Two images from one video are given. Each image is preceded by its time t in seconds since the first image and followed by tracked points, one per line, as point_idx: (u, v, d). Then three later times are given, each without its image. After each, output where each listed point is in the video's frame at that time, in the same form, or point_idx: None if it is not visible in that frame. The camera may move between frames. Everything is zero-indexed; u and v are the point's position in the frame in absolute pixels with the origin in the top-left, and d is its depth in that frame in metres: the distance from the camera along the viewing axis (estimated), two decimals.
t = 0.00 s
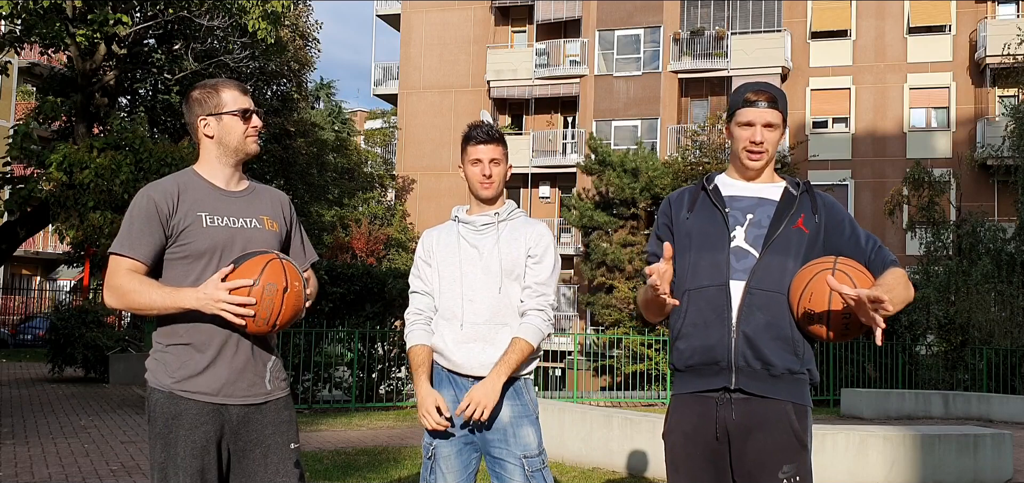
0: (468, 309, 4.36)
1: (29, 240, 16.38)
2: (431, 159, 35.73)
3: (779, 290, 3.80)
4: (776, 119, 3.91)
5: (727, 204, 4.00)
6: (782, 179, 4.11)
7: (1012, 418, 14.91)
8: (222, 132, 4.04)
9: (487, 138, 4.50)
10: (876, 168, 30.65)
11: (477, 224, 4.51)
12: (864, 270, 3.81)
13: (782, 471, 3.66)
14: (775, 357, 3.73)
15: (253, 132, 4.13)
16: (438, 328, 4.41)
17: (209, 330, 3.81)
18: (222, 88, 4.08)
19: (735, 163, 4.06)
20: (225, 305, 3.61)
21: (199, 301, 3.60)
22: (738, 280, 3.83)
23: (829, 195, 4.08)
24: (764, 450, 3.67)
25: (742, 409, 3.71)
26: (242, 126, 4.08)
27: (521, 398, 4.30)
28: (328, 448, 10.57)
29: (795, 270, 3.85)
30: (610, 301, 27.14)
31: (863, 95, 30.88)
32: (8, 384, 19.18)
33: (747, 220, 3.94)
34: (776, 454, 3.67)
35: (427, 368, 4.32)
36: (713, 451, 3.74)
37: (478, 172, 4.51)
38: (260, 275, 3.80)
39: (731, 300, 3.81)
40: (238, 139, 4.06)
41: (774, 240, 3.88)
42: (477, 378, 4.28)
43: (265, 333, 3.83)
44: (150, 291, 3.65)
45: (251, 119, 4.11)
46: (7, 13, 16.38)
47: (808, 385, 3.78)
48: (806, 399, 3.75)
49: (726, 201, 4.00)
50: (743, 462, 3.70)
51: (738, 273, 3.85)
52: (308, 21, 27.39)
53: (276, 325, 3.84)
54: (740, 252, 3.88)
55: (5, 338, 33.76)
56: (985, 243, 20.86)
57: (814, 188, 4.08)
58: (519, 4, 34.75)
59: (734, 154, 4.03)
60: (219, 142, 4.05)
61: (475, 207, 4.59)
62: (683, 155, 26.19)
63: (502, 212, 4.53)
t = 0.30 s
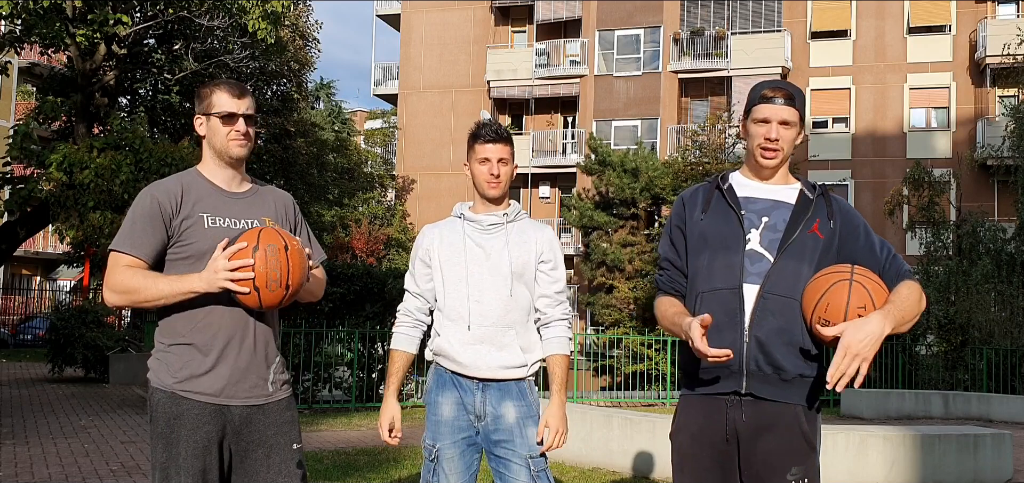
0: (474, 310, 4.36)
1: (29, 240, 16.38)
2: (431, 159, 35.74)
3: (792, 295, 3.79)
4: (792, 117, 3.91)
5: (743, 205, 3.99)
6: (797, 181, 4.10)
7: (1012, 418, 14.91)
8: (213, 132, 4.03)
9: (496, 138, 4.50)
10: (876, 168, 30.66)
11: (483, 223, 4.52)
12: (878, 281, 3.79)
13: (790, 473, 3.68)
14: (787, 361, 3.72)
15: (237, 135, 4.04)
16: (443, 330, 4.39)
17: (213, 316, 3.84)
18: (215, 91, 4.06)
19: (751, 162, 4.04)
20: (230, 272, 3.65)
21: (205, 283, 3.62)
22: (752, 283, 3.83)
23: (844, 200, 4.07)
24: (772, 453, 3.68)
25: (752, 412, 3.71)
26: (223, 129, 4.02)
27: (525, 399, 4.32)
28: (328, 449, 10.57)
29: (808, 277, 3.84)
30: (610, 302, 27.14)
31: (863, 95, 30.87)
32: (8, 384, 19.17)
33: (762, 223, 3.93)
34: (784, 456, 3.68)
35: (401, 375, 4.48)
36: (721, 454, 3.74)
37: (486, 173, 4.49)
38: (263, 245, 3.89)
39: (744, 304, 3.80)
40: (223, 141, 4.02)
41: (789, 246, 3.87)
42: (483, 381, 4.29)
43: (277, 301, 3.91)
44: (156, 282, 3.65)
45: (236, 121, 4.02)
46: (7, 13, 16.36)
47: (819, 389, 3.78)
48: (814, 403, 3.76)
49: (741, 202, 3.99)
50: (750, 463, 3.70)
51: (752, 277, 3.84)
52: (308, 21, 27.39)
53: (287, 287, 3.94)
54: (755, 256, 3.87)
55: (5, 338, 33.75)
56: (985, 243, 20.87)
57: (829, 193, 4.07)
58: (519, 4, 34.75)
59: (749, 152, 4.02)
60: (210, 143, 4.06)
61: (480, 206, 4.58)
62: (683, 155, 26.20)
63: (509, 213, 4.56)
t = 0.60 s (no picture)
0: (473, 311, 4.36)
1: (29, 240, 16.38)
2: (431, 159, 35.75)
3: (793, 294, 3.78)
4: (797, 112, 3.92)
5: (747, 205, 3.99)
6: (805, 181, 4.08)
7: (1012, 418, 14.91)
8: (210, 133, 4.03)
9: (495, 139, 4.50)
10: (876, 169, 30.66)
11: (483, 223, 4.51)
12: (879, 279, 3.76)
13: (790, 473, 3.68)
14: (787, 361, 3.72)
15: (231, 136, 4.04)
16: (442, 331, 4.39)
17: (211, 318, 3.84)
18: (211, 92, 4.06)
19: (757, 160, 4.05)
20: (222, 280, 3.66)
21: (201, 284, 3.64)
22: (753, 283, 3.83)
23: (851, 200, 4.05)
24: (772, 454, 3.68)
25: (751, 412, 3.71)
26: (216, 131, 4.02)
27: (523, 400, 4.32)
28: (328, 448, 10.57)
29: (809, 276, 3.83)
30: (610, 302, 27.13)
31: (863, 95, 30.87)
32: (8, 384, 19.17)
33: (765, 223, 3.93)
34: (784, 457, 3.68)
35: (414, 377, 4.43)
36: (721, 454, 3.74)
37: (485, 174, 4.50)
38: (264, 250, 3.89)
39: (745, 304, 3.80)
40: (217, 142, 4.03)
41: (791, 244, 3.86)
42: (484, 381, 4.29)
43: (272, 306, 3.90)
44: (153, 283, 3.68)
45: (228, 123, 4.03)
46: (6, 13, 16.36)
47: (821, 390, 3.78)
48: (816, 404, 3.75)
49: (746, 202, 3.99)
50: (750, 462, 3.71)
51: (753, 277, 3.84)
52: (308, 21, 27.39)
53: (283, 292, 3.92)
54: (757, 255, 3.87)
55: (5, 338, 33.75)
56: (985, 243, 20.88)
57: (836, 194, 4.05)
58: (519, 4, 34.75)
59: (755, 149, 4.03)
60: (206, 144, 4.07)
61: (480, 205, 4.58)
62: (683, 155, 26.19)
63: (509, 213, 4.56)
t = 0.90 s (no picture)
0: (474, 311, 4.36)
1: (29, 240, 16.38)
2: (431, 159, 35.77)
3: (790, 295, 3.78)
4: (778, 108, 3.98)
5: (750, 206, 3.99)
6: (810, 183, 4.07)
7: (1012, 418, 14.92)
8: (204, 135, 4.03)
9: (490, 142, 4.49)
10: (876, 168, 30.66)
11: (484, 224, 4.51)
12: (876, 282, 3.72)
13: (786, 473, 3.67)
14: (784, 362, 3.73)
15: (226, 139, 4.03)
16: (443, 331, 4.39)
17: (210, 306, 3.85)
18: (204, 94, 4.04)
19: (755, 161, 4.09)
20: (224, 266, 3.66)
21: (197, 272, 3.63)
22: (751, 284, 3.83)
23: (856, 204, 4.02)
24: (768, 453, 3.68)
25: (747, 412, 3.71)
26: (211, 134, 4.02)
27: (524, 399, 4.32)
28: (328, 448, 10.57)
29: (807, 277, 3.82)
30: (610, 302, 27.13)
31: (863, 95, 30.87)
32: (8, 384, 19.17)
33: (766, 224, 3.93)
34: (780, 457, 3.67)
35: (421, 374, 4.30)
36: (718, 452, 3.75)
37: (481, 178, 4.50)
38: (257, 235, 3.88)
39: (743, 304, 3.80)
40: (212, 145, 4.02)
41: (790, 245, 3.85)
42: (484, 380, 4.28)
43: (272, 287, 3.91)
44: (149, 277, 3.68)
45: (223, 125, 4.01)
46: (7, 13, 16.36)
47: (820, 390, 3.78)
48: (815, 404, 3.74)
49: (749, 202, 4.00)
50: (747, 462, 3.71)
51: (751, 278, 3.84)
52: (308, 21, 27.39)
53: (281, 275, 3.93)
54: (757, 257, 3.86)
55: (5, 338, 33.74)
56: (985, 243, 20.89)
57: (841, 197, 4.03)
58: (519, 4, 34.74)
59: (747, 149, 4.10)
60: (201, 146, 4.07)
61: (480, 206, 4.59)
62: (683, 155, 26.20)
63: (509, 213, 4.57)
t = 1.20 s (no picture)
0: (474, 312, 4.36)
1: (29, 240, 16.38)
2: (431, 159, 35.78)
3: (783, 295, 3.77)
4: (769, 109, 3.98)
5: (745, 207, 4.00)
6: (810, 182, 4.02)
7: (1012, 418, 14.92)
8: (201, 136, 4.03)
9: (485, 140, 4.56)
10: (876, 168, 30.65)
11: (484, 225, 4.51)
12: (866, 284, 3.64)
13: (780, 473, 3.65)
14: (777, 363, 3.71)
15: (225, 140, 4.03)
16: (443, 331, 4.39)
17: (211, 294, 3.86)
18: (203, 94, 4.03)
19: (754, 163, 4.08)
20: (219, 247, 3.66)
21: (193, 259, 3.62)
22: (744, 285, 3.83)
23: (855, 202, 3.93)
24: (763, 453, 3.67)
25: (741, 411, 3.71)
26: (209, 135, 4.01)
27: (524, 400, 4.31)
28: (328, 448, 10.57)
29: (800, 278, 3.80)
30: (610, 302, 27.13)
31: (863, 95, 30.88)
32: (7, 384, 19.15)
33: (761, 225, 3.92)
34: (775, 456, 3.66)
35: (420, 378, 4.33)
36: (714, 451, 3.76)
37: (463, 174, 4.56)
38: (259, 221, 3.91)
39: (736, 304, 3.82)
40: (210, 146, 4.02)
41: (783, 246, 3.84)
42: (482, 379, 4.28)
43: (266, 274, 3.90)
44: (148, 269, 3.68)
45: (221, 126, 4.00)
46: (7, 13, 16.35)
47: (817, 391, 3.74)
48: (812, 405, 3.71)
49: (744, 204, 4.00)
50: (743, 462, 3.70)
51: (745, 279, 3.85)
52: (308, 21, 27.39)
53: (275, 263, 3.91)
54: (750, 257, 3.87)
55: (5, 338, 33.72)
56: (985, 243, 20.89)
57: (839, 195, 3.95)
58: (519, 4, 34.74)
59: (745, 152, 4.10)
60: (200, 147, 4.06)
61: (480, 208, 4.60)
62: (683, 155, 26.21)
63: (509, 214, 4.56)
